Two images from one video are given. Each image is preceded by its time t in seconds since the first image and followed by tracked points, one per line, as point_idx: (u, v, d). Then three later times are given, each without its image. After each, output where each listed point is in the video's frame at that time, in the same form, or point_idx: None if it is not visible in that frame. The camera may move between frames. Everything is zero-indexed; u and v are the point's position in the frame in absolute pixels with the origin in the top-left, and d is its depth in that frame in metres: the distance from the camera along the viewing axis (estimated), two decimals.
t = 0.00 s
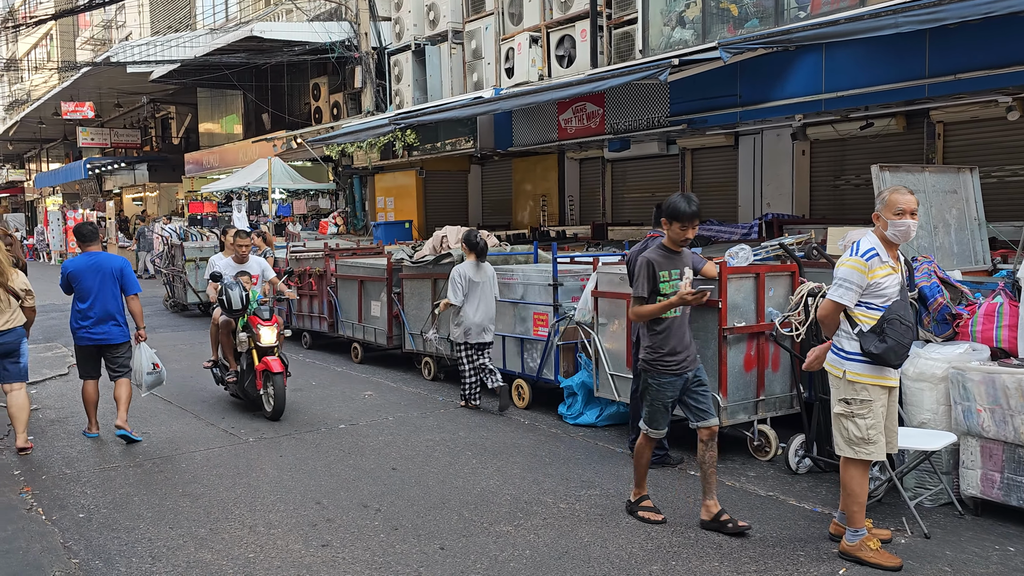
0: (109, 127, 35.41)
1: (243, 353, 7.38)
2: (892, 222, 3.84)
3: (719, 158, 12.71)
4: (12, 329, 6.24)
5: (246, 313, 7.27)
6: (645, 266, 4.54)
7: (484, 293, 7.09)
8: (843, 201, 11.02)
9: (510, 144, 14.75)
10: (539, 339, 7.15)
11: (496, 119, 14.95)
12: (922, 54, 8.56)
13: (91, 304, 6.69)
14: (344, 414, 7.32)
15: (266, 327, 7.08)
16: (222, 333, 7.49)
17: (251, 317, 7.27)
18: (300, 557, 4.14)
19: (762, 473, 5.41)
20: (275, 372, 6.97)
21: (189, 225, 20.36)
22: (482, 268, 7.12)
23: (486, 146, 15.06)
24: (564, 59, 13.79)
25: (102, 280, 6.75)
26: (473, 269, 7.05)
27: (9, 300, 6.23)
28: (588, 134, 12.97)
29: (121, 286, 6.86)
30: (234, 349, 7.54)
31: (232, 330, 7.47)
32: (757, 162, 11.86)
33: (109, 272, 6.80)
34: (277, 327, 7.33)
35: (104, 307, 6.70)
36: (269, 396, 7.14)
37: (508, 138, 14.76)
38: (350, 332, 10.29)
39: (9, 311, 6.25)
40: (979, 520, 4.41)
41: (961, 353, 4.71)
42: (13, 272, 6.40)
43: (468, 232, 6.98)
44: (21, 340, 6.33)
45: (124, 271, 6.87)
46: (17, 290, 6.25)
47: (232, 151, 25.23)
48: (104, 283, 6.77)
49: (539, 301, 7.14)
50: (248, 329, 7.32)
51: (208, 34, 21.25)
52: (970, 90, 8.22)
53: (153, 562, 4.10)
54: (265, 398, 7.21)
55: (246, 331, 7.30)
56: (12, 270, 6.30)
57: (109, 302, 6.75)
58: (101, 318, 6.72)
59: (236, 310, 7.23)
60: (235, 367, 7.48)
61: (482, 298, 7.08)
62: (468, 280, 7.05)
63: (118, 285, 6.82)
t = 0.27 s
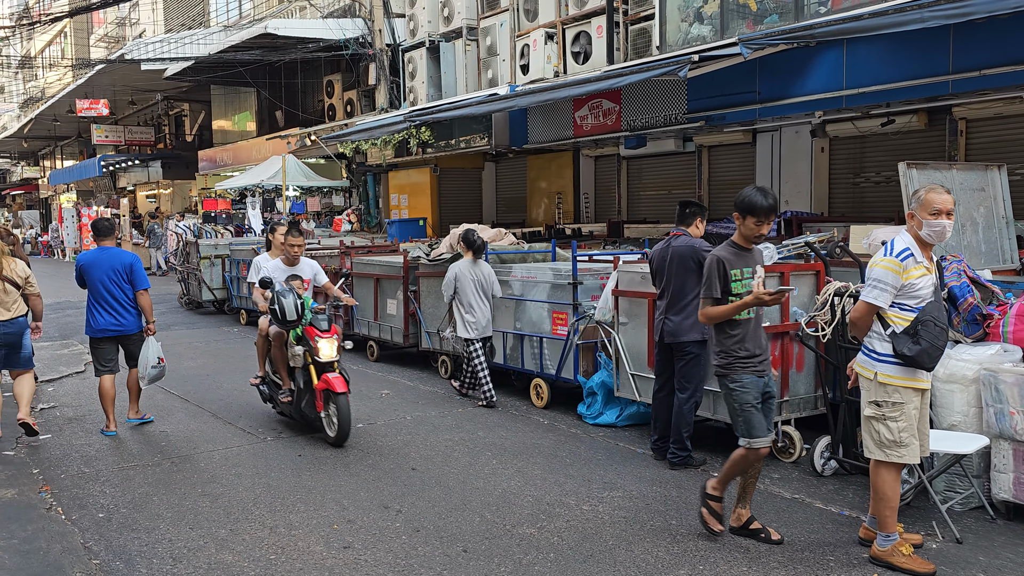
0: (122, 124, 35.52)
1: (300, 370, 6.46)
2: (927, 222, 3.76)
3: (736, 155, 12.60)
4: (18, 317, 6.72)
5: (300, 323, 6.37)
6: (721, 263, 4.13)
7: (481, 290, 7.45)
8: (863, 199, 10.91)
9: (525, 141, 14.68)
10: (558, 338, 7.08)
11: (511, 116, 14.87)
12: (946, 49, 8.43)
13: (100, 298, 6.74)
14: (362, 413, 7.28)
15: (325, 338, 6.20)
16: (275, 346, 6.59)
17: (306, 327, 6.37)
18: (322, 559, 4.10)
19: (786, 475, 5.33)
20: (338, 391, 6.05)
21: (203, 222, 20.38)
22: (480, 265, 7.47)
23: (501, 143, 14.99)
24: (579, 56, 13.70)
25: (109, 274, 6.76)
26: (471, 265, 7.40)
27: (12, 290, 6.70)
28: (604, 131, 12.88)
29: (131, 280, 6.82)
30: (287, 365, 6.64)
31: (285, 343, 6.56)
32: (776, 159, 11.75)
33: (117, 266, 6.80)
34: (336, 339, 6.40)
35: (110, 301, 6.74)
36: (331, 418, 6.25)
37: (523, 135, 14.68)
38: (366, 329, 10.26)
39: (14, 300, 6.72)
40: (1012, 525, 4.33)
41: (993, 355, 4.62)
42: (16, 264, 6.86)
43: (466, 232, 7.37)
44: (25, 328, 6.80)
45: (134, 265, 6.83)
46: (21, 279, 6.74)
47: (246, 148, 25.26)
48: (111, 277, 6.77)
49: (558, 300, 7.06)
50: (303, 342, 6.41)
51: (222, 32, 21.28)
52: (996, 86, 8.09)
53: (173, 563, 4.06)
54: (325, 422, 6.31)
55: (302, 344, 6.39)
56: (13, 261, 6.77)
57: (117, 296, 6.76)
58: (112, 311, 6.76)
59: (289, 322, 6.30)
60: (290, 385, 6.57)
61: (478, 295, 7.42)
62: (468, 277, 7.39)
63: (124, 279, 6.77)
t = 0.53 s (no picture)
0: (137, 123, 35.67)
1: (367, 395, 5.42)
2: (963, 220, 3.69)
3: (754, 152, 12.51)
4: (29, 317, 6.70)
5: (366, 340, 5.31)
6: (793, 271, 3.92)
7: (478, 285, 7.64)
8: (883, 196, 10.80)
9: (541, 139, 14.62)
10: (578, 338, 7.03)
11: (527, 114, 14.82)
12: (970, 45, 8.30)
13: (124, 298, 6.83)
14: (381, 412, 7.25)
15: (394, 358, 5.15)
16: (338, 366, 5.58)
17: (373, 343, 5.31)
18: (346, 561, 4.06)
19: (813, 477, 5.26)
20: (412, 422, 5.02)
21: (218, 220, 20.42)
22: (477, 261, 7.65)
23: (517, 141, 14.93)
24: (595, 53, 13.62)
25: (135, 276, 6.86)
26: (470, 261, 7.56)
27: (24, 290, 6.70)
28: (621, 129, 12.81)
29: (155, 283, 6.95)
30: (350, 388, 5.60)
31: (350, 362, 5.54)
32: (794, 157, 11.66)
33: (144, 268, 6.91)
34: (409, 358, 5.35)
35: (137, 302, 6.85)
36: (405, 452, 5.20)
37: (539, 133, 14.62)
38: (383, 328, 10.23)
39: (25, 300, 6.70)
40: None
41: None
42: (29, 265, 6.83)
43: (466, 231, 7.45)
44: (38, 329, 6.77)
45: (161, 268, 6.98)
46: (32, 279, 6.70)
47: (260, 147, 25.30)
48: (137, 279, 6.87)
49: (578, 299, 7.00)
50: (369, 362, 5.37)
51: (236, 30, 21.31)
52: (1020, 83, 7.96)
53: (196, 565, 4.03)
54: (398, 459, 5.28)
55: (369, 364, 5.34)
56: (26, 262, 6.74)
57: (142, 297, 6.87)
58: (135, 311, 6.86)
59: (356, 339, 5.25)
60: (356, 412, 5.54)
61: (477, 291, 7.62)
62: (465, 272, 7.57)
63: (151, 282, 6.89)
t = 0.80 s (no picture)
0: (150, 124, 35.79)
1: (452, 430, 4.44)
2: (999, 218, 3.63)
3: (770, 150, 12.43)
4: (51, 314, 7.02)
5: (453, 365, 4.27)
6: (878, 266, 3.49)
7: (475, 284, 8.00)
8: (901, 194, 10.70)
9: (555, 138, 14.57)
10: (598, 337, 6.99)
11: (540, 112, 14.78)
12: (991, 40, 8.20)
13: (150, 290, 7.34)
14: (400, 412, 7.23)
15: (486, 388, 4.10)
16: (415, 396, 4.56)
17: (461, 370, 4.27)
18: (371, 562, 4.03)
19: (838, 477, 5.21)
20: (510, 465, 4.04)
21: (231, 220, 20.46)
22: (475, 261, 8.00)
23: (531, 140, 14.89)
24: (609, 51, 13.56)
25: (162, 270, 7.40)
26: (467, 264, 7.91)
27: (48, 288, 7.05)
28: (635, 127, 12.75)
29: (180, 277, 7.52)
30: (430, 420, 4.61)
31: (429, 390, 4.53)
32: (811, 154, 11.58)
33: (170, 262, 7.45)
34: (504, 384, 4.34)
35: (164, 294, 7.38)
36: (500, 503, 4.25)
37: (553, 131, 14.58)
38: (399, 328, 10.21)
39: (48, 298, 7.04)
40: None
41: None
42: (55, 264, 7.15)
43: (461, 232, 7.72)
44: (60, 324, 7.11)
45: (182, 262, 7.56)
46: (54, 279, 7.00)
47: (272, 146, 25.33)
48: (164, 273, 7.42)
49: (598, 298, 6.97)
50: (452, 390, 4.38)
51: (249, 30, 21.36)
52: None
53: (221, 565, 4.01)
54: (493, 508, 4.30)
55: (454, 393, 4.34)
56: (52, 262, 7.08)
57: (166, 290, 7.42)
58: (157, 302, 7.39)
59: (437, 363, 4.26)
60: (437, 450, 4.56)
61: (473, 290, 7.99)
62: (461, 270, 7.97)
63: (177, 275, 7.47)
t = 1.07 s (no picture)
0: (157, 125, 35.85)
1: (567, 482, 3.57)
2: None
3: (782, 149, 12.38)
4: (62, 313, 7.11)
5: (570, 401, 3.41)
6: (978, 270, 3.30)
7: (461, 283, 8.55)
8: (914, 193, 10.65)
9: (565, 138, 14.55)
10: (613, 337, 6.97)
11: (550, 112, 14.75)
12: (1006, 39, 8.15)
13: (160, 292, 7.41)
14: (415, 413, 7.21)
15: (613, 431, 3.21)
16: (517, 437, 3.72)
17: (579, 407, 3.41)
18: (395, 564, 4.03)
19: (859, 478, 5.18)
20: (646, 527, 3.17)
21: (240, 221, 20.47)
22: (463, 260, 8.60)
23: (540, 140, 14.86)
24: (619, 50, 13.52)
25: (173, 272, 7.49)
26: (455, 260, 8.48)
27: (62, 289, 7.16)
28: (646, 127, 12.70)
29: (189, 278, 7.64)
30: (536, 466, 3.76)
31: (535, 429, 3.68)
32: (823, 153, 11.53)
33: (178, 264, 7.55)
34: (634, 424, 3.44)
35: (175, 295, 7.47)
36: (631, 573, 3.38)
37: (562, 131, 14.55)
38: (411, 328, 10.20)
39: (61, 298, 7.15)
40: None
41: None
42: (71, 267, 7.32)
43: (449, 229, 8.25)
44: (71, 325, 7.17)
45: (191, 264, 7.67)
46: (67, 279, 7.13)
47: (280, 147, 25.35)
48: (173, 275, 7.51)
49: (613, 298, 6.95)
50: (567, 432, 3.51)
51: (257, 31, 21.39)
52: None
53: (245, 567, 4.01)
54: None
55: (570, 435, 3.46)
56: (68, 265, 7.26)
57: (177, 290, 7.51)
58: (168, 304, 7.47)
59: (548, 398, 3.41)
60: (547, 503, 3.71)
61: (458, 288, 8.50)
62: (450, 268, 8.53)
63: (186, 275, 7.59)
